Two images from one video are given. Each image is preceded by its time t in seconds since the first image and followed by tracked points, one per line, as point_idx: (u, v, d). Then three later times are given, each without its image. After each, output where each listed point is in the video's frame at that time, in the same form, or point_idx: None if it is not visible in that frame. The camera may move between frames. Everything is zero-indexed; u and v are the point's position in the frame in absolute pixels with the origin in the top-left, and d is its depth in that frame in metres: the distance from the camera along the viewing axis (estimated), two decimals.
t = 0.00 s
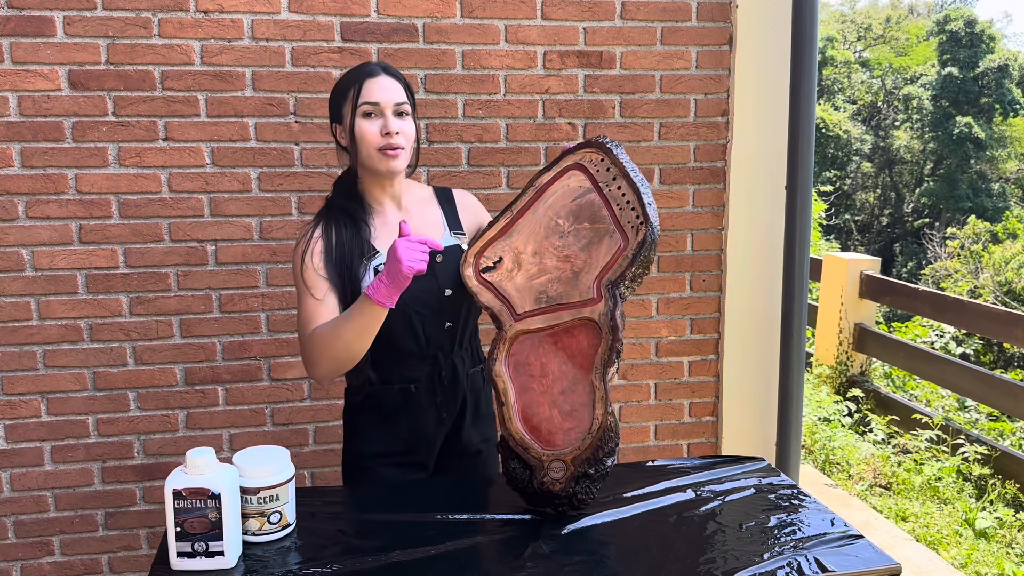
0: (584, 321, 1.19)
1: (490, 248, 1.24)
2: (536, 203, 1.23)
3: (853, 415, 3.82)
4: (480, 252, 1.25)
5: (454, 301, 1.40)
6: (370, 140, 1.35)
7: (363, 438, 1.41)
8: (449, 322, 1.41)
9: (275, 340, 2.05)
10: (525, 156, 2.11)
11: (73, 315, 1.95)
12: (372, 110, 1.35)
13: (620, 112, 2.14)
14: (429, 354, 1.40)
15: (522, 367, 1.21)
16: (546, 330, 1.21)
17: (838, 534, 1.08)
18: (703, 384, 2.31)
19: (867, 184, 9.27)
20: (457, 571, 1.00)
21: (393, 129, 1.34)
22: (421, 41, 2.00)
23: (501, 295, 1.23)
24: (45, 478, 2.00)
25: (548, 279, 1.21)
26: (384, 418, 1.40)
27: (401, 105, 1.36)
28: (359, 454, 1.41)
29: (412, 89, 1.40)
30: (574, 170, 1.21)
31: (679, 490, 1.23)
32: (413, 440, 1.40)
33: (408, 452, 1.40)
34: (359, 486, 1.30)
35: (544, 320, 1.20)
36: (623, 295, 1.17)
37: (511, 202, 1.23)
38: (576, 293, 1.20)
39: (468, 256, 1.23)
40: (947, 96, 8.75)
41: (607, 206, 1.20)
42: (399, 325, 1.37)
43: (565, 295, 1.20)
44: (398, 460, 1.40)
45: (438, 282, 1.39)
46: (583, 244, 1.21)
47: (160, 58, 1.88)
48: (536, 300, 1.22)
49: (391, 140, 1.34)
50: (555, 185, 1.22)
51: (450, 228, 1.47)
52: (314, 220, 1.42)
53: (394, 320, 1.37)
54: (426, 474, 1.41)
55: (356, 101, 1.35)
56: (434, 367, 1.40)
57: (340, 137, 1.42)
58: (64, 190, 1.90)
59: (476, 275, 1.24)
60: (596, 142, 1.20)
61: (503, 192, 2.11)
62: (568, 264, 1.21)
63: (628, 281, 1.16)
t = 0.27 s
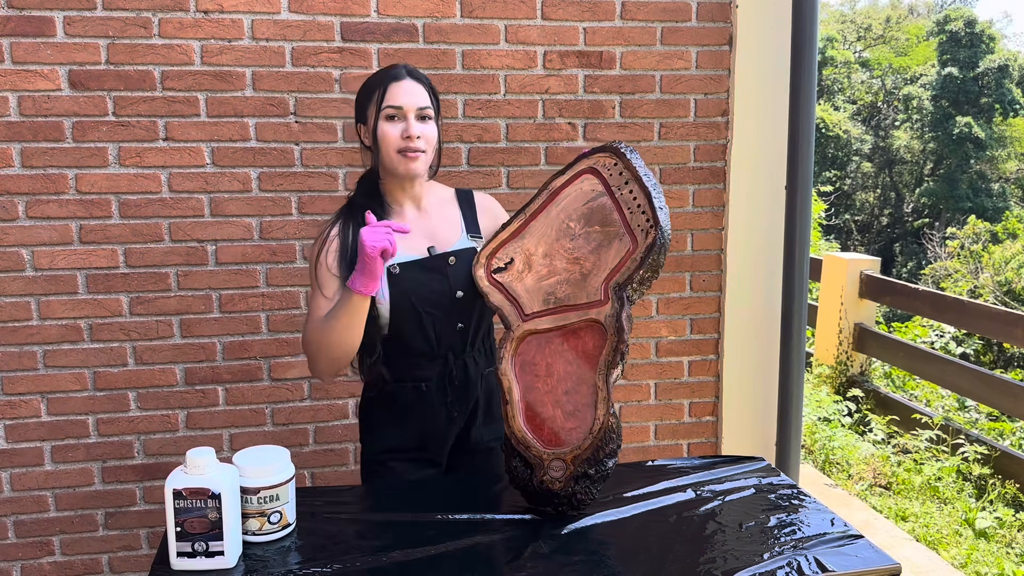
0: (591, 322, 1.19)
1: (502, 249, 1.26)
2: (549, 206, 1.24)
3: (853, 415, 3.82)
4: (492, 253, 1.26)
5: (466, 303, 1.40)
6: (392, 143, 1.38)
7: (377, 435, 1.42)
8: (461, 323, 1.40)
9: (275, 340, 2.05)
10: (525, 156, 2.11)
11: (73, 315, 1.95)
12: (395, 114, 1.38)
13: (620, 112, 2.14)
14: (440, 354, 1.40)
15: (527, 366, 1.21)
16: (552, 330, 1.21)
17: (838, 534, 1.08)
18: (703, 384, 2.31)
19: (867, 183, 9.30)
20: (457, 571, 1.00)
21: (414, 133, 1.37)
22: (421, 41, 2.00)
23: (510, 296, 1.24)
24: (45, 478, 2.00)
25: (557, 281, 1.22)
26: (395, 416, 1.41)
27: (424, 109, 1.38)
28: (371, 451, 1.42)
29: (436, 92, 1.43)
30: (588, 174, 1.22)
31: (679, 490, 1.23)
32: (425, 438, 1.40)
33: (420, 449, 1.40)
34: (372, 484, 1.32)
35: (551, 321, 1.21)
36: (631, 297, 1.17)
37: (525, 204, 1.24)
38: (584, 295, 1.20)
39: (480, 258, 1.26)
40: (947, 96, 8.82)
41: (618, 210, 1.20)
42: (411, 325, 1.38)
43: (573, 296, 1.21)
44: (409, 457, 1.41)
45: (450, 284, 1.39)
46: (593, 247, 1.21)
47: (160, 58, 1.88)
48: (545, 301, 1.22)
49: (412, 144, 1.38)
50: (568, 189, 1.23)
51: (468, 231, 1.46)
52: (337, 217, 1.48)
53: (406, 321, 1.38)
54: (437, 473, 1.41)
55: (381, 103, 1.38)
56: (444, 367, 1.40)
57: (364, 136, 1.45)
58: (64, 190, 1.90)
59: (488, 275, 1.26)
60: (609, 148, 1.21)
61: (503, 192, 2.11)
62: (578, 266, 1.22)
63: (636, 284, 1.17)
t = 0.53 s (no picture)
0: (596, 323, 1.20)
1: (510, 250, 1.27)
2: (557, 208, 1.25)
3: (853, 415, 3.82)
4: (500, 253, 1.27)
5: (473, 301, 1.40)
6: (406, 144, 1.37)
7: (383, 432, 1.43)
8: (467, 321, 1.40)
9: (275, 340, 2.05)
10: (525, 156, 2.11)
11: (73, 315, 1.95)
12: (412, 115, 1.37)
13: (620, 112, 2.14)
14: (446, 352, 1.40)
15: (532, 366, 1.22)
16: (557, 330, 1.22)
17: (838, 534, 1.08)
18: (702, 384, 2.31)
19: (867, 184, 9.28)
20: (457, 571, 1.00)
21: (429, 135, 1.36)
22: (421, 41, 2.00)
23: (516, 295, 1.25)
24: (44, 478, 2.00)
25: (563, 282, 1.23)
26: (402, 413, 1.41)
27: (441, 112, 1.37)
28: (378, 448, 1.42)
29: (454, 97, 1.42)
30: (596, 177, 1.22)
31: (679, 490, 1.23)
32: (430, 435, 1.40)
33: (426, 447, 1.40)
34: (378, 482, 1.33)
35: (556, 321, 1.22)
36: (637, 300, 1.16)
37: (534, 206, 1.26)
38: (590, 296, 1.21)
39: (487, 258, 1.27)
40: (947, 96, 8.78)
41: (626, 213, 1.20)
42: (417, 322, 1.38)
43: (579, 298, 1.21)
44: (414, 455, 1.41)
45: (458, 283, 1.39)
46: (599, 249, 1.22)
47: (160, 58, 1.88)
48: (550, 302, 1.23)
49: (426, 147, 1.36)
50: (577, 191, 1.23)
51: (477, 231, 1.47)
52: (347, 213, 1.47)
53: (412, 318, 1.38)
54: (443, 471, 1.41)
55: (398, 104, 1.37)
56: (450, 365, 1.40)
57: (380, 135, 1.44)
58: (64, 190, 1.90)
59: (494, 275, 1.27)
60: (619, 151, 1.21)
61: (503, 192, 2.11)
62: (584, 268, 1.22)
63: (642, 287, 1.16)
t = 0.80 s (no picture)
0: (596, 325, 1.20)
1: (510, 251, 1.27)
2: (558, 210, 1.24)
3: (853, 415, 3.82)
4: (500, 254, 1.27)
5: (475, 301, 1.40)
6: (411, 143, 1.37)
7: (386, 431, 1.43)
8: (469, 320, 1.40)
9: (275, 340, 2.05)
10: (525, 156, 2.11)
11: (73, 315, 1.95)
12: (416, 115, 1.37)
13: (620, 112, 2.14)
14: (448, 351, 1.40)
15: (533, 366, 1.23)
16: (558, 331, 1.22)
17: (838, 534, 1.08)
18: (703, 384, 2.31)
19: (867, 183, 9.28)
20: (457, 571, 1.00)
21: (434, 135, 1.36)
22: (421, 41, 2.00)
23: (516, 297, 1.24)
24: (44, 478, 2.00)
25: (563, 283, 1.23)
26: (404, 413, 1.41)
27: (445, 113, 1.38)
28: (379, 448, 1.42)
29: (458, 98, 1.42)
30: (597, 180, 1.22)
31: (679, 490, 1.23)
32: (433, 435, 1.40)
33: (427, 446, 1.40)
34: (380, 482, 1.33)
35: (556, 322, 1.21)
36: (637, 301, 1.17)
37: (535, 208, 1.25)
38: (590, 297, 1.21)
39: (488, 260, 1.26)
40: (947, 96, 8.81)
41: (626, 215, 1.20)
42: (419, 322, 1.38)
43: (579, 299, 1.21)
44: (416, 454, 1.41)
45: (460, 282, 1.39)
46: (600, 251, 1.22)
47: (160, 58, 1.88)
48: (550, 303, 1.23)
49: (431, 147, 1.36)
50: (578, 194, 1.23)
51: (479, 231, 1.47)
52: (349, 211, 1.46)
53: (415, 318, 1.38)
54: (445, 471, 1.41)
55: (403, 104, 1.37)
56: (452, 364, 1.40)
57: (384, 135, 1.44)
58: (64, 190, 1.90)
59: (495, 276, 1.26)
60: (620, 154, 1.21)
61: (503, 192, 2.11)
62: (584, 270, 1.22)
63: (642, 288, 1.16)
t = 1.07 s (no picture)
0: (596, 325, 1.20)
1: (510, 253, 1.27)
2: (557, 212, 1.25)
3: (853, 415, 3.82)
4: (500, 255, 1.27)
5: (475, 301, 1.41)
6: (410, 142, 1.37)
7: (386, 430, 1.43)
8: (469, 320, 1.42)
9: (275, 340, 2.05)
10: (525, 156, 2.11)
11: (73, 315, 1.95)
12: (415, 114, 1.37)
13: (620, 112, 2.14)
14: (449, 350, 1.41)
15: (533, 366, 1.23)
16: (558, 332, 1.22)
17: (838, 534, 1.08)
18: (702, 384, 2.31)
19: (867, 184, 9.28)
20: (457, 571, 1.00)
21: (433, 133, 1.36)
22: (421, 41, 2.00)
23: (516, 298, 1.24)
24: (45, 478, 2.00)
25: (563, 284, 1.23)
26: (404, 413, 1.41)
27: (444, 111, 1.38)
28: (380, 448, 1.42)
29: (456, 97, 1.43)
30: (597, 183, 1.22)
31: (679, 490, 1.23)
32: (433, 435, 1.40)
33: (427, 446, 1.40)
34: (381, 481, 1.32)
35: (556, 323, 1.21)
36: (637, 302, 1.17)
37: (535, 210, 1.25)
38: (590, 298, 1.21)
39: (488, 261, 1.26)
40: (947, 96, 8.78)
41: (625, 217, 1.21)
42: (421, 321, 1.40)
43: (579, 300, 1.21)
44: (417, 454, 1.41)
45: (461, 282, 1.40)
46: (600, 252, 1.22)
47: (160, 58, 1.88)
48: (550, 304, 1.23)
49: (430, 145, 1.36)
50: (578, 196, 1.24)
51: (479, 232, 1.47)
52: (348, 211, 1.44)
53: (417, 317, 1.39)
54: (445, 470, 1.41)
55: (401, 104, 1.38)
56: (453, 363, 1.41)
57: (383, 135, 1.44)
58: (64, 190, 1.90)
59: (495, 277, 1.26)
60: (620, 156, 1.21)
61: (503, 192, 2.11)
62: (584, 271, 1.22)
63: (642, 289, 1.16)
